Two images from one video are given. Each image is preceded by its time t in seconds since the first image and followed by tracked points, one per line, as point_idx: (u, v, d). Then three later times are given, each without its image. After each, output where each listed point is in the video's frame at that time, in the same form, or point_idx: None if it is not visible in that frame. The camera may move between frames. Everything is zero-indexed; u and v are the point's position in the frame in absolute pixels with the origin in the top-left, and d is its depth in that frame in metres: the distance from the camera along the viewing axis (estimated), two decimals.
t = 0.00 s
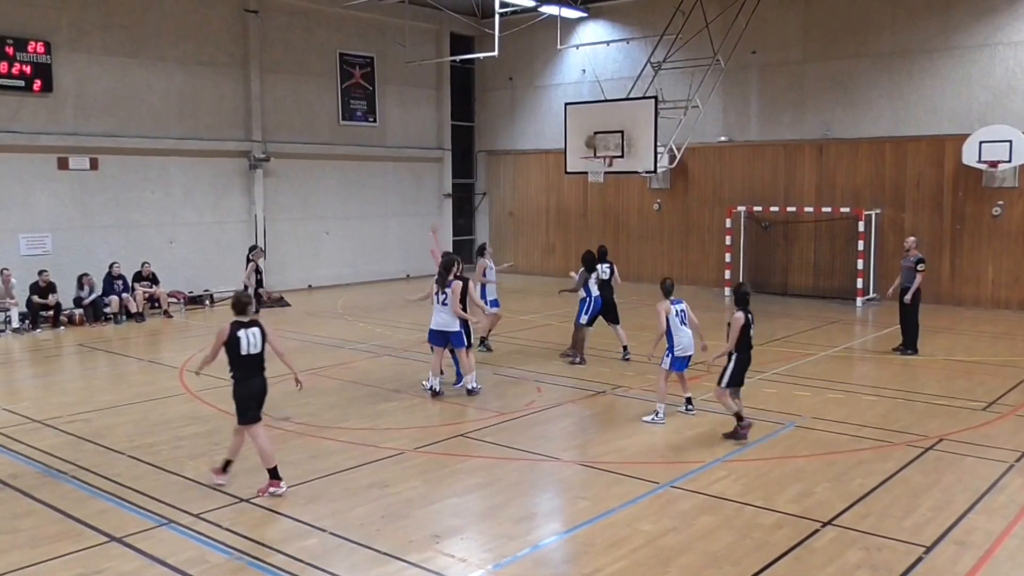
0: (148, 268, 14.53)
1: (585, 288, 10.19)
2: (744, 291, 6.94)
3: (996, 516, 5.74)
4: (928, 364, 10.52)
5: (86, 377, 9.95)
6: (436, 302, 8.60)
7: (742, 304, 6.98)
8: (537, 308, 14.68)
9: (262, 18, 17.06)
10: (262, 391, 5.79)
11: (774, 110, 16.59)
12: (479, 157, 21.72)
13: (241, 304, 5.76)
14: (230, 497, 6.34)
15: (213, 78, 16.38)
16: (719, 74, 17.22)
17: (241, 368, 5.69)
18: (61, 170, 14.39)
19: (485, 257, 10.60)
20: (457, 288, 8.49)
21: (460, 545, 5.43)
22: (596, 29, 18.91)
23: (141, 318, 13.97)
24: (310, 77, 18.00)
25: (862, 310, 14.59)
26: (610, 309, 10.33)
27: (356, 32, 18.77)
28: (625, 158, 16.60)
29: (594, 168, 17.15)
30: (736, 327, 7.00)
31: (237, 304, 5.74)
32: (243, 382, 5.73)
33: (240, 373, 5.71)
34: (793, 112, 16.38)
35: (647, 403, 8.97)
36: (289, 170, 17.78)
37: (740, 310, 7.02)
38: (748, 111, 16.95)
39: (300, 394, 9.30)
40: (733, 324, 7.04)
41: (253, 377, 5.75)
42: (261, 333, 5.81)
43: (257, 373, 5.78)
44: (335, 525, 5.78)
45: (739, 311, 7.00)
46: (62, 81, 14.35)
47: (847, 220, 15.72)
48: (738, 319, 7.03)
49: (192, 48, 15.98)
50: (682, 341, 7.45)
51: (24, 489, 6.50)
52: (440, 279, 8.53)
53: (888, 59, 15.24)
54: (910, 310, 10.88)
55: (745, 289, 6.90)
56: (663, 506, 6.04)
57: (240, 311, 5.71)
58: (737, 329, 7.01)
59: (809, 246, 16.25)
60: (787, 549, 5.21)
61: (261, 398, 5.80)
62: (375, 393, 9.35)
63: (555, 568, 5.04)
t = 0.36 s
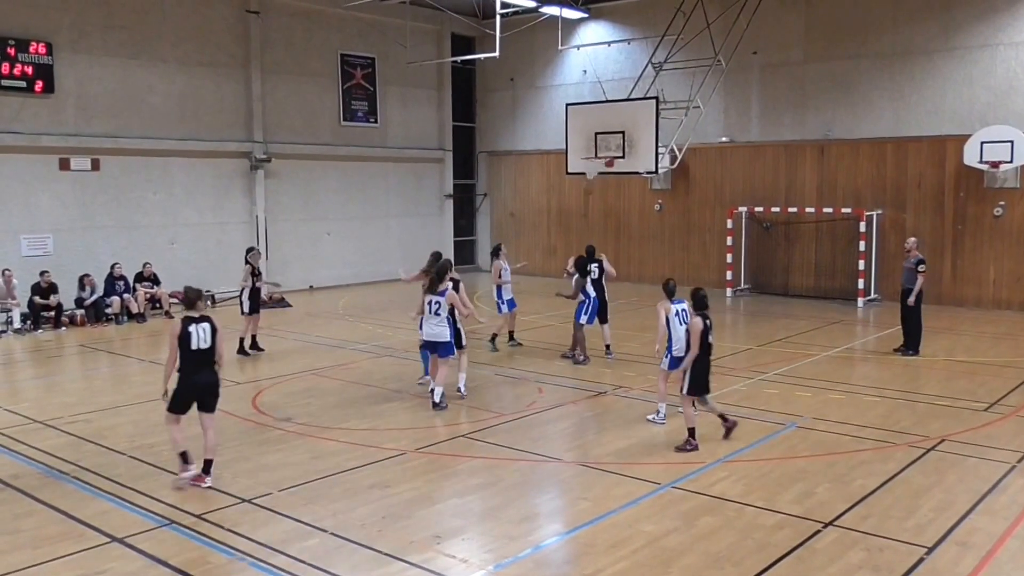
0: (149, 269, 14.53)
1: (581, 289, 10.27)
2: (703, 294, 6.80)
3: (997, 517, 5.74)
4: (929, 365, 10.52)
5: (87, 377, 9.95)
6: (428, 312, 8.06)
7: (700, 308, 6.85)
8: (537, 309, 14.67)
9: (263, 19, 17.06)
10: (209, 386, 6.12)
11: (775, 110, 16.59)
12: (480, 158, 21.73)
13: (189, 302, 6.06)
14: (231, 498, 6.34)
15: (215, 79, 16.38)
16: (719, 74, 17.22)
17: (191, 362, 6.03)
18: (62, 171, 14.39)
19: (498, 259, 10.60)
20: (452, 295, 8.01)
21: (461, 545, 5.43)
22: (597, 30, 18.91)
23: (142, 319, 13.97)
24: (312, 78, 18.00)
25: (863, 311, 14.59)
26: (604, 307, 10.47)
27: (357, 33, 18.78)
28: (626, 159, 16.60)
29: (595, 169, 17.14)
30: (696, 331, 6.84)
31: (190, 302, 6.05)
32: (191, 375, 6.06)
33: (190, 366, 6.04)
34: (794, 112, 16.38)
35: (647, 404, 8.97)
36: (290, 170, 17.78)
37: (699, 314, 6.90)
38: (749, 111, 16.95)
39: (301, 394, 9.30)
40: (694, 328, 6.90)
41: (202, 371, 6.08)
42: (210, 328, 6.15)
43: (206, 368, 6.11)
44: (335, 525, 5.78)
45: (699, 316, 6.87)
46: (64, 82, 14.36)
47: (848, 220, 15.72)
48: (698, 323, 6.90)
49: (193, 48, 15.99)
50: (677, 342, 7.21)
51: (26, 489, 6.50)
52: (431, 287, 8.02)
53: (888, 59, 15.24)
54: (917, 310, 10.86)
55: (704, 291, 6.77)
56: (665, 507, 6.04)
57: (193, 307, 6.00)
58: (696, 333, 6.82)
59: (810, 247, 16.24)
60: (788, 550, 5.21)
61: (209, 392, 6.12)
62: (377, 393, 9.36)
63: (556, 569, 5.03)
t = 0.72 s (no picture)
0: (150, 269, 14.53)
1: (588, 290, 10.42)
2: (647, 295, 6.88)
3: (998, 518, 5.73)
4: (930, 366, 10.51)
5: (89, 378, 9.94)
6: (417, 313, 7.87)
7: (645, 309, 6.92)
8: (538, 310, 14.66)
9: (264, 19, 17.06)
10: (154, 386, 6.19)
11: (776, 111, 16.59)
12: (481, 159, 21.74)
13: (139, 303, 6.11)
14: (233, 498, 6.34)
15: (216, 79, 16.39)
16: (720, 75, 17.23)
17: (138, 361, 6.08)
18: (63, 171, 14.40)
19: (514, 257, 10.59)
20: (443, 298, 7.75)
21: (463, 546, 5.43)
22: (598, 30, 18.91)
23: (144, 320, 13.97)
24: (313, 79, 18.01)
25: (864, 311, 14.59)
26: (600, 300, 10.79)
27: (359, 34, 18.79)
28: (627, 159, 16.60)
29: (596, 170, 17.14)
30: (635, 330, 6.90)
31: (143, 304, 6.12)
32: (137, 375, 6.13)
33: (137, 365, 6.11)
34: (795, 113, 16.38)
35: (648, 405, 8.97)
36: (291, 171, 17.78)
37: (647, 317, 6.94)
38: (750, 112, 16.96)
39: (302, 395, 9.30)
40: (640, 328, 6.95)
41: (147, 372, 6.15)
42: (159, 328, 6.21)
43: (153, 369, 6.18)
44: (336, 526, 5.78)
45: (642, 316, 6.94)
46: (65, 83, 14.37)
47: (849, 221, 15.72)
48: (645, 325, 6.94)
49: (195, 49, 16.00)
50: (671, 344, 7.42)
51: (28, 490, 6.50)
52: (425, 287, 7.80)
53: (889, 60, 15.24)
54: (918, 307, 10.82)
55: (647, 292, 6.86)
56: (666, 508, 6.04)
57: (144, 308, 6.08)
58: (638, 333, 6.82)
59: (811, 248, 16.23)
60: (790, 551, 5.21)
61: (154, 393, 6.18)
62: (378, 394, 9.36)
63: (558, 570, 5.03)
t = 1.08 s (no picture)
0: (152, 270, 14.53)
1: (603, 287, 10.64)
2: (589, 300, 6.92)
3: (999, 519, 5.73)
4: (931, 367, 10.51)
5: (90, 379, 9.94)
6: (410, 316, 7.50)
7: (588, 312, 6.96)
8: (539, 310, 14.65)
9: (266, 20, 17.07)
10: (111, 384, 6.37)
11: (777, 112, 16.60)
12: (482, 159, 21.75)
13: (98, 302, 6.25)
14: (234, 499, 6.34)
15: (217, 81, 16.40)
16: (722, 76, 17.24)
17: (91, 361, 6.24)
18: (65, 172, 14.41)
19: (521, 257, 10.54)
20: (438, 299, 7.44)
21: (464, 547, 5.43)
22: (599, 31, 18.90)
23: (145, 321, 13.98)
24: (314, 80, 18.02)
25: (865, 312, 14.59)
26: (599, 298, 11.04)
27: (360, 35, 18.79)
28: (628, 160, 16.60)
29: (597, 171, 17.13)
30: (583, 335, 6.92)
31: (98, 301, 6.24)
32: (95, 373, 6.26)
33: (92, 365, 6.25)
34: (796, 114, 16.38)
35: (649, 406, 8.96)
36: (292, 172, 17.78)
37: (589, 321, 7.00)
38: (751, 113, 16.95)
39: (303, 396, 9.30)
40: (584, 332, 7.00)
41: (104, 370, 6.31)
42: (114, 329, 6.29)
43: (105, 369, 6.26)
44: (337, 527, 5.78)
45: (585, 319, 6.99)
46: (67, 84, 14.38)
47: (851, 222, 15.72)
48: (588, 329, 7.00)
49: (197, 50, 16.00)
50: (675, 346, 7.34)
51: (29, 491, 6.50)
52: (416, 290, 7.48)
53: (890, 61, 15.24)
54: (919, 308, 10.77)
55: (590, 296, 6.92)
56: (668, 509, 6.04)
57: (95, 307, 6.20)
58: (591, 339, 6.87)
59: (812, 249, 16.23)
60: (791, 552, 5.21)
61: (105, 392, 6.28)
62: (379, 394, 9.37)
63: (559, 571, 5.03)
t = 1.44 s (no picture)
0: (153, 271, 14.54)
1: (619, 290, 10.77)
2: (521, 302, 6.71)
3: (1000, 520, 5.73)
4: (932, 368, 10.51)
5: (91, 380, 9.94)
6: (412, 318, 7.50)
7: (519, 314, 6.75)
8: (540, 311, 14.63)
9: (267, 21, 17.09)
10: (54, 382, 6.40)
11: (778, 113, 16.60)
12: (483, 161, 21.76)
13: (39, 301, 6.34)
14: (235, 499, 6.34)
15: (218, 81, 16.41)
16: (723, 77, 17.24)
17: (34, 359, 6.38)
18: (66, 173, 14.42)
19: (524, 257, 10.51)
20: (444, 302, 7.55)
21: (465, 548, 5.43)
22: (600, 32, 18.90)
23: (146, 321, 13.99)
24: (315, 81, 18.03)
25: (866, 313, 14.59)
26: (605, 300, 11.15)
27: (361, 36, 18.80)
28: (629, 161, 16.61)
29: (598, 172, 17.13)
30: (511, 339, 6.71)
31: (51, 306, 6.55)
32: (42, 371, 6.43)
33: (38, 363, 6.41)
34: (797, 115, 16.38)
35: (650, 406, 8.97)
36: (293, 173, 17.79)
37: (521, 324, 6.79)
38: (752, 114, 16.96)
39: (305, 397, 9.30)
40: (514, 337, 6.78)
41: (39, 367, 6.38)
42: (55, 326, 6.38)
43: (54, 365, 6.40)
44: (338, 527, 5.78)
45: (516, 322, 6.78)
46: (68, 84, 14.39)
47: (851, 223, 15.72)
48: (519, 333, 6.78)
49: (198, 51, 16.02)
50: (704, 349, 7.27)
51: (30, 491, 6.50)
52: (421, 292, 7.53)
53: (891, 62, 15.24)
54: (916, 312, 10.74)
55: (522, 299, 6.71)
56: (669, 510, 6.04)
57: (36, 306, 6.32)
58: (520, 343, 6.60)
59: (813, 250, 16.22)
60: (792, 553, 5.21)
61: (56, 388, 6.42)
62: (380, 395, 9.37)
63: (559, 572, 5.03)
